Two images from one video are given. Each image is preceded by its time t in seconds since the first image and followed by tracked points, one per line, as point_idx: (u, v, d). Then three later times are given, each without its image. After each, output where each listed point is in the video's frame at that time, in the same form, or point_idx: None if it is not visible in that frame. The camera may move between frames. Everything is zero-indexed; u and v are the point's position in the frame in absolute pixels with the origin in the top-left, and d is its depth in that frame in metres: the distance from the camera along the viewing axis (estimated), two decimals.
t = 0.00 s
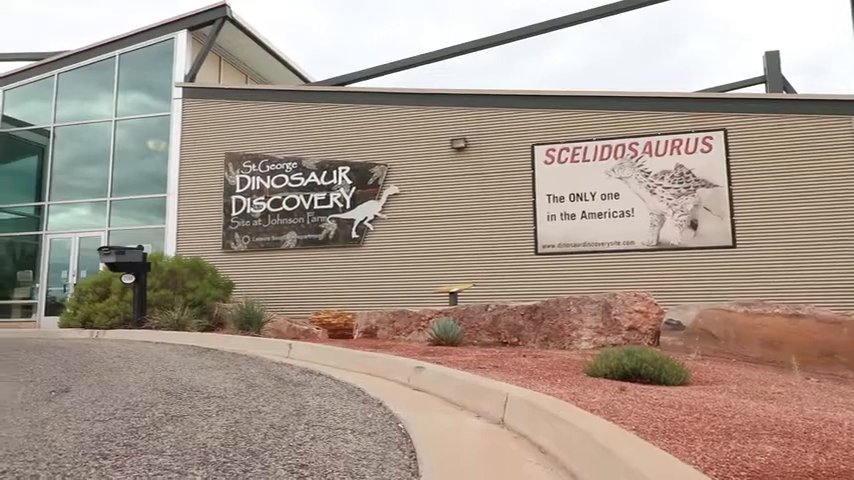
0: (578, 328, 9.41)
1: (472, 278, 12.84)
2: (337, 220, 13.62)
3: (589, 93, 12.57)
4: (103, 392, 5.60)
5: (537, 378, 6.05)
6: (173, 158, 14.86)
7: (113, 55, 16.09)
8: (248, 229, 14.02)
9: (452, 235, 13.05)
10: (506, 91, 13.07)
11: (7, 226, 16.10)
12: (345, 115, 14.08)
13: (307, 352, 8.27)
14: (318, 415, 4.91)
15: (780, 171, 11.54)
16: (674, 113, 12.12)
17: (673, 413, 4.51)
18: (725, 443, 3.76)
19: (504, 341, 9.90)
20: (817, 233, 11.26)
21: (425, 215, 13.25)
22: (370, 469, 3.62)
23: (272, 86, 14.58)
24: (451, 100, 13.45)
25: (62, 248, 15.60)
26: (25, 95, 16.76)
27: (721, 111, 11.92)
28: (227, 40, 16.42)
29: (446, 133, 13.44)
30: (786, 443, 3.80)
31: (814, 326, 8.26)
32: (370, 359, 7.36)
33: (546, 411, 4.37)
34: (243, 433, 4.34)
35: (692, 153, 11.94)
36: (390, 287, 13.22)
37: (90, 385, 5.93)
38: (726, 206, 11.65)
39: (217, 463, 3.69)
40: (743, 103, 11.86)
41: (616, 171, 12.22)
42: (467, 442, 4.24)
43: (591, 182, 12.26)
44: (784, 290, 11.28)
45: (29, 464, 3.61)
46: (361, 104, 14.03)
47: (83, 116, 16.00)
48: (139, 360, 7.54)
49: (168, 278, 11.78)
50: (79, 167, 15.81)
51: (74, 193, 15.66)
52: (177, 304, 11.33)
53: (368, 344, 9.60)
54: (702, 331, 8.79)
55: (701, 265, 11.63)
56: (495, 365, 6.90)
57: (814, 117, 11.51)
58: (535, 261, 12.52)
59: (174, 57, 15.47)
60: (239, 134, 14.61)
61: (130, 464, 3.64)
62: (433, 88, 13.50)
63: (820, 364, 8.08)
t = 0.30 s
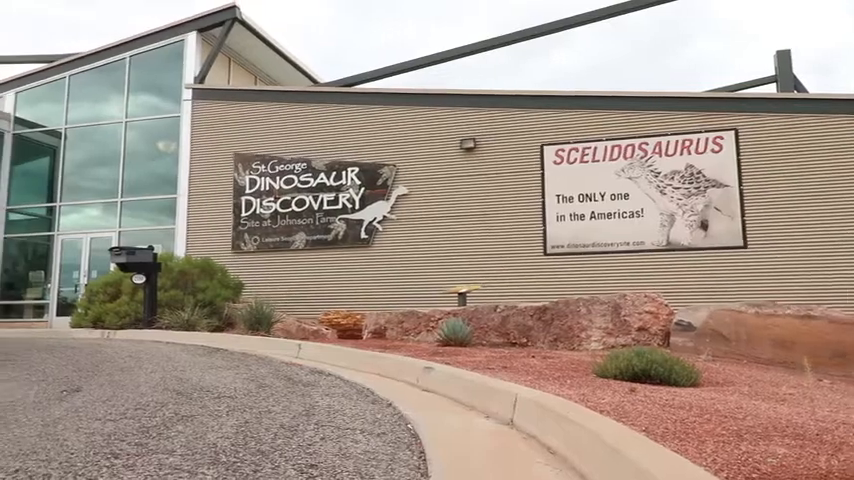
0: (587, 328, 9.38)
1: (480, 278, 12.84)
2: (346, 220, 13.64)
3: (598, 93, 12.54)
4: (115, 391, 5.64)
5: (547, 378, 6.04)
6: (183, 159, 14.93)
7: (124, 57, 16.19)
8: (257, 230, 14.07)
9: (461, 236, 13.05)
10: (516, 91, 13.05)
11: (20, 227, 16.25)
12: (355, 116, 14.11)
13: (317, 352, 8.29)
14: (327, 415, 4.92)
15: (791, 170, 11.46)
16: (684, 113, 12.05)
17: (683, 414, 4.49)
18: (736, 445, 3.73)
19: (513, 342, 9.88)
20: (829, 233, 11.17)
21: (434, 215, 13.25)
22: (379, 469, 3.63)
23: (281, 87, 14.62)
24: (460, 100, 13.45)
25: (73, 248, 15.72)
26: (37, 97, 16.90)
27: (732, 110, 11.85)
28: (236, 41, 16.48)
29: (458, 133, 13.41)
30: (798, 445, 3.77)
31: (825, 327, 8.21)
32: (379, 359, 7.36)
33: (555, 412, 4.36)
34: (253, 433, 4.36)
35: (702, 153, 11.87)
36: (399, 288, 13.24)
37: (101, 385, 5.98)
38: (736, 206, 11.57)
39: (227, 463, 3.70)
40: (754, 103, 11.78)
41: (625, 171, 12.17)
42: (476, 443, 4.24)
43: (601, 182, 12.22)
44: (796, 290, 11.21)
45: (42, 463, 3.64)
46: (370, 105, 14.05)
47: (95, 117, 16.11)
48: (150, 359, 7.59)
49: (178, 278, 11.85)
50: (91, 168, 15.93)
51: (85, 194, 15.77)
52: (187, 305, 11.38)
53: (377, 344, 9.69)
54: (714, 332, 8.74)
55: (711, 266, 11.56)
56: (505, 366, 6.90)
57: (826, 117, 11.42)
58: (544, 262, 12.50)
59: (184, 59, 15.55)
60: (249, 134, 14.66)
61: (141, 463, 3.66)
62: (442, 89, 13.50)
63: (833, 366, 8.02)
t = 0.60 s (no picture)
0: (596, 330, 9.35)
1: (489, 279, 12.82)
2: (355, 221, 13.66)
3: (608, 93, 12.49)
4: (126, 390, 5.67)
5: (556, 379, 6.03)
6: (193, 160, 15.01)
7: (135, 57, 16.29)
8: (267, 230, 14.12)
9: (470, 236, 13.04)
10: (525, 91, 13.03)
11: (32, 227, 16.39)
12: (364, 117, 14.13)
13: (326, 352, 8.30)
14: (336, 415, 4.93)
15: (803, 172, 11.38)
16: (695, 114, 12.00)
17: (694, 416, 4.46)
18: (747, 448, 3.70)
19: (522, 342, 9.85)
20: (840, 235, 11.10)
21: (443, 216, 13.25)
22: (388, 469, 3.63)
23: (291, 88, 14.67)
24: (469, 101, 13.45)
25: (84, 248, 15.83)
26: (49, 98, 17.03)
27: (743, 111, 11.78)
28: (247, 42, 16.54)
29: (465, 134, 13.41)
30: (810, 448, 3.73)
31: (837, 329, 8.09)
32: (387, 360, 7.37)
33: (564, 413, 4.35)
34: (262, 432, 4.37)
35: (713, 154, 11.81)
36: (407, 288, 13.25)
37: (112, 383, 6.02)
38: (747, 207, 11.49)
39: (237, 462, 3.71)
40: (765, 103, 11.70)
41: (635, 172, 12.12)
42: (485, 443, 4.24)
43: (611, 183, 12.18)
44: (807, 291, 11.13)
45: (54, 461, 3.67)
46: (379, 106, 14.07)
47: (106, 118, 16.22)
48: (161, 358, 7.64)
49: (189, 278, 11.92)
50: (102, 168, 16.03)
51: (96, 194, 15.88)
52: (197, 304, 11.43)
53: (386, 344, 9.75)
54: (724, 334, 8.68)
55: (721, 267, 11.50)
56: (514, 366, 6.89)
57: (839, 118, 11.34)
58: (554, 263, 12.47)
59: (194, 59, 15.63)
60: (259, 135, 14.71)
61: (151, 462, 3.67)
62: (452, 90, 13.51)
63: (846, 368, 7.92)
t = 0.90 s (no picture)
0: (606, 331, 9.32)
1: (499, 279, 12.80)
2: (364, 221, 13.68)
3: (619, 93, 12.45)
4: (137, 389, 5.70)
5: (566, 380, 6.02)
6: (203, 160, 15.08)
7: (146, 59, 16.38)
8: (277, 230, 14.16)
9: (480, 236, 13.03)
10: (535, 91, 13.01)
11: (44, 227, 16.52)
12: (374, 117, 14.16)
13: (336, 352, 8.31)
14: (346, 415, 4.93)
15: (816, 172, 11.29)
16: (706, 114, 11.93)
17: (705, 418, 4.43)
18: (759, 450, 3.68)
19: (532, 343, 9.82)
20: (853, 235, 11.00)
21: (453, 216, 13.24)
22: (398, 469, 3.63)
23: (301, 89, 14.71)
24: (478, 101, 13.44)
25: (96, 248, 15.94)
26: (61, 99, 17.16)
27: (755, 110, 11.69)
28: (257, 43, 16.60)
29: (474, 134, 13.40)
30: (823, 450, 3.71)
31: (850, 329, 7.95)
32: (397, 360, 7.38)
33: (574, 414, 4.34)
34: (272, 432, 4.38)
35: (724, 154, 11.73)
36: (416, 288, 13.25)
37: (123, 382, 6.06)
38: (759, 208, 11.41)
39: (247, 461, 3.73)
40: (777, 103, 11.61)
41: (646, 172, 12.06)
42: (494, 444, 4.23)
43: (621, 183, 12.13)
44: (819, 293, 11.04)
45: (66, 459, 3.69)
46: (389, 106, 14.10)
47: (118, 119, 16.32)
48: (171, 358, 7.68)
49: (199, 278, 11.98)
50: (114, 169, 16.13)
51: (108, 194, 15.99)
52: (208, 304, 11.47)
53: (395, 344, 9.75)
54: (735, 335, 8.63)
55: (733, 268, 11.42)
56: (524, 367, 6.88)
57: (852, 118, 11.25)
58: (563, 263, 12.43)
59: (204, 61, 15.70)
60: (269, 136, 14.76)
61: (162, 461, 3.69)
62: (461, 90, 13.51)
63: None
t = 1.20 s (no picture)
0: (619, 331, 9.26)
1: (510, 279, 12.77)
2: (375, 221, 13.69)
3: (630, 92, 12.38)
4: (151, 387, 5.75)
5: (579, 380, 5.99)
6: (216, 160, 15.15)
7: (159, 60, 16.50)
8: (288, 230, 14.21)
9: (491, 236, 13.01)
10: (546, 90, 12.96)
11: (60, 226, 16.68)
12: (384, 117, 14.17)
13: (347, 351, 8.32)
14: (357, 414, 4.94)
15: (831, 170, 11.18)
16: (719, 112, 11.84)
17: (719, 419, 4.40)
18: (775, 451, 3.64)
19: (544, 343, 9.77)
20: None
21: (463, 215, 13.23)
22: (410, 469, 3.63)
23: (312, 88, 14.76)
24: (489, 100, 13.43)
25: (110, 247, 16.08)
26: (76, 100, 17.32)
27: (769, 108, 11.59)
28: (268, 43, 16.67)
29: (485, 133, 13.39)
30: (840, 452, 3.66)
31: None
32: (408, 359, 7.39)
33: (587, 414, 4.32)
34: (285, 430, 4.40)
35: (738, 152, 11.64)
36: (427, 287, 13.25)
37: (137, 381, 6.11)
38: (774, 207, 11.31)
39: (260, 459, 3.74)
40: (792, 100, 11.50)
41: (659, 171, 11.99)
42: (505, 443, 4.22)
43: (633, 183, 12.07)
44: (835, 292, 10.91)
45: (81, 456, 3.73)
46: (399, 106, 14.11)
47: (131, 119, 16.45)
48: (184, 357, 7.73)
49: (212, 277, 12.05)
50: (128, 169, 16.27)
51: (122, 194, 16.12)
52: (220, 303, 11.53)
53: (407, 344, 9.73)
54: (749, 336, 8.55)
55: (747, 267, 11.33)
56: (535, 367, 6.86)
57: None
58: (575, 263, 12.38)
59: (217, 61, 15.78)
60: (281, 136, 14.82)
61: (176, 458, 3.72)
62: (472, 89, 13.49)
63: None
